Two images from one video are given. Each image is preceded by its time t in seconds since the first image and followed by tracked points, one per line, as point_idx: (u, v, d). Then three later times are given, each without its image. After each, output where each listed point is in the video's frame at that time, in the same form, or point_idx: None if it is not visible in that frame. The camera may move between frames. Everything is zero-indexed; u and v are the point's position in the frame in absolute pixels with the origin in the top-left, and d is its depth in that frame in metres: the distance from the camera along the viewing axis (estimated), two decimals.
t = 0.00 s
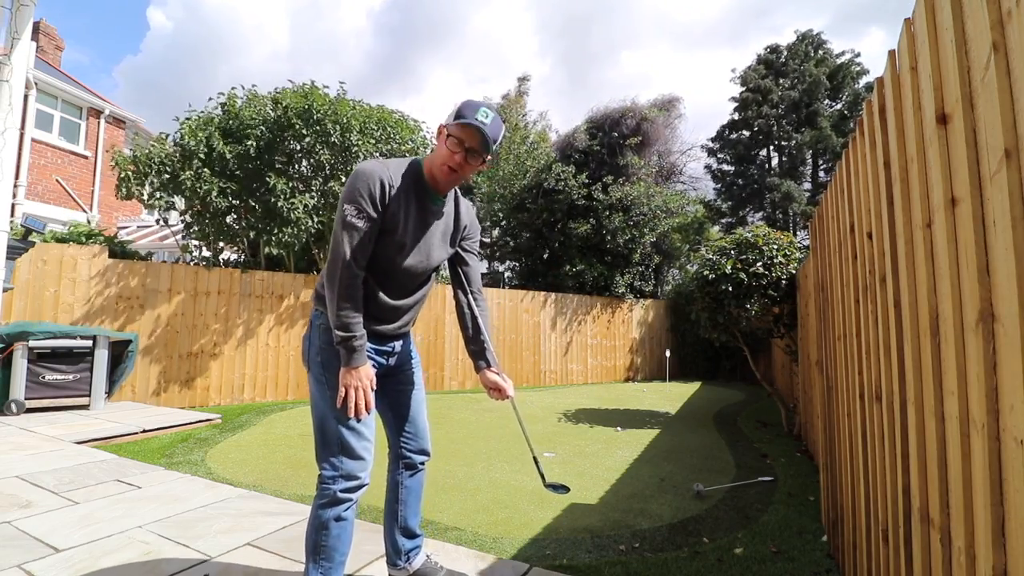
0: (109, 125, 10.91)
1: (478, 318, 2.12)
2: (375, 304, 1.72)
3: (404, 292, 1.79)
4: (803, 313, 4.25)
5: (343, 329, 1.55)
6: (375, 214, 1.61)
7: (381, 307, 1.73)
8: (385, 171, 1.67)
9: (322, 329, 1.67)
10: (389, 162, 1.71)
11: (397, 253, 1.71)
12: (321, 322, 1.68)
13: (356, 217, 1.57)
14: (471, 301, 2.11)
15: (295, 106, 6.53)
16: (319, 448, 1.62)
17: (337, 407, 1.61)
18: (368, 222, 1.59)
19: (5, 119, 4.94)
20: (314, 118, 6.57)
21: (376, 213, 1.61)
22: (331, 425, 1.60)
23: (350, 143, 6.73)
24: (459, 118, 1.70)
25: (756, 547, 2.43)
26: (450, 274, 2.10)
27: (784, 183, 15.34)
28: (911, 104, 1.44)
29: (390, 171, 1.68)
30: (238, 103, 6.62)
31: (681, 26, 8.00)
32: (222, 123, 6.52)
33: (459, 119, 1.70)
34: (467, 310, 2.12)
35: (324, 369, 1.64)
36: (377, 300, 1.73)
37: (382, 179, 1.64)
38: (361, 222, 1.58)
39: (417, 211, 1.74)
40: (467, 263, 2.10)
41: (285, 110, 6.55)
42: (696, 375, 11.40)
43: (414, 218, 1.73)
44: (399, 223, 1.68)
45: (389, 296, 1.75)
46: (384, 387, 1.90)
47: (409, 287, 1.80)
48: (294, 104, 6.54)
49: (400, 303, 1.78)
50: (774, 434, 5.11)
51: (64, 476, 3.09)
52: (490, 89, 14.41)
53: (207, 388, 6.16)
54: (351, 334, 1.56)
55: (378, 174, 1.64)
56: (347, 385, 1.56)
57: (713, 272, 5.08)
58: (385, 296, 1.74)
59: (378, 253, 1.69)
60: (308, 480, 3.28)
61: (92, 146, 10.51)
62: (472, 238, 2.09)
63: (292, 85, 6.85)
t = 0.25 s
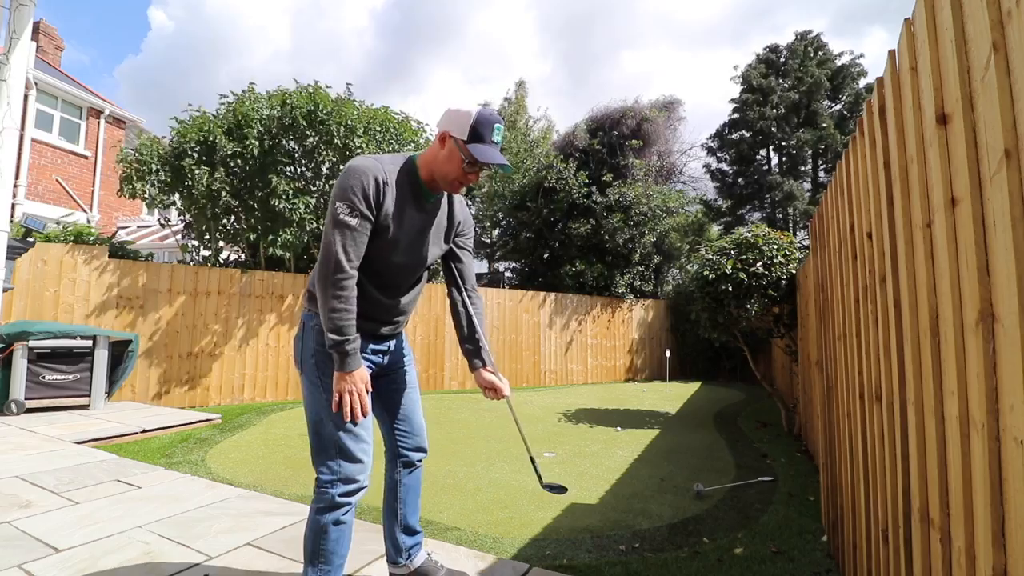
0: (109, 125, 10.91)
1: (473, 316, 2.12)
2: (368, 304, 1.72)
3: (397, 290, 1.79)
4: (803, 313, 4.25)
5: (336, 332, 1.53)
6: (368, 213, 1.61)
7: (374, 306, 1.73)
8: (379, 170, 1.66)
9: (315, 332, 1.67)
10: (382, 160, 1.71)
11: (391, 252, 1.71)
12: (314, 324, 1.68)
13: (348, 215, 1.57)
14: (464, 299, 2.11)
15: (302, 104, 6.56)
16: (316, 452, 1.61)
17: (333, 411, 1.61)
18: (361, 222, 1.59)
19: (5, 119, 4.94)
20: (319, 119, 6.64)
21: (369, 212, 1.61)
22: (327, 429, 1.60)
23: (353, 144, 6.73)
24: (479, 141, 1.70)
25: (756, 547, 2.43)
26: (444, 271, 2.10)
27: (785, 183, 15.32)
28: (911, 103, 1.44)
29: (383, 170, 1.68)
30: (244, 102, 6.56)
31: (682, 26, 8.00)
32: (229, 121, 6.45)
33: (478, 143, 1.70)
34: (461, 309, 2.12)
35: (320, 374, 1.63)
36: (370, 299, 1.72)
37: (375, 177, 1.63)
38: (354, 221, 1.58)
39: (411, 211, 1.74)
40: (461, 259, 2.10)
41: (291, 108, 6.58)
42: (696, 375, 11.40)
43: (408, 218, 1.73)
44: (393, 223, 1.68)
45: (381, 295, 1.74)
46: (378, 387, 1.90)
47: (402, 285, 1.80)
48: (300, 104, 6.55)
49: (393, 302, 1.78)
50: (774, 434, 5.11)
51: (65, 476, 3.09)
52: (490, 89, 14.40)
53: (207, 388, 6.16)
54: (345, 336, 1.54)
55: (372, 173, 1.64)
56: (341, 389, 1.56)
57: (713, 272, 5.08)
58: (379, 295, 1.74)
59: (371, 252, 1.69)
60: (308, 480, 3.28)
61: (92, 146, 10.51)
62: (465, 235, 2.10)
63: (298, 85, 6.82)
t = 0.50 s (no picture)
0: (109, 125, 10.91)
1: (478, 318, 2.12)
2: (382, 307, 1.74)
3: (406, 293, 1.80)
4: (803, 314, 4.25)
5: (369, 338, 1.53)
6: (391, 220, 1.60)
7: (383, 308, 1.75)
8: (398, 177, 1.65)
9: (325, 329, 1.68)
10: (397, 166, 1.69)
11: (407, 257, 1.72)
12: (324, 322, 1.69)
13: (374, 223, 1.56)
14: (470, 301, 2.11)
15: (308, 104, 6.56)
16: (322, 448, 1.62)
17: (342, 408, 1.61)
18: (386, 230, 1.58)
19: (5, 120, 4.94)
20: (325, 120, 6.62)
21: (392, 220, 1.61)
22: (334, 425, 1.61)
23: (354, 144, 6.77)
24: (492, 152, 1.71)
25: (756, 547, 2.43)
26: (450, 273, 2.10)
27: (785, 183, 15.33)
28: (911, 103, 1.44)
29: (402, 177, 1.67)
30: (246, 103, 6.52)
31: (683, 27, 8.00)
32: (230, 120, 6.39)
33: (492, 154, 1.71)
34: (467, 310, 2.12)
35: (329, 370, 1.64)
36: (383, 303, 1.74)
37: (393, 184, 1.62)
38: (380, 229, 1.57)
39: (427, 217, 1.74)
40: (468, 262, 2.11)
41: (295, 109, 6.57)
42: (695, 375, 11.40)
43: (424, 224, 1.74)
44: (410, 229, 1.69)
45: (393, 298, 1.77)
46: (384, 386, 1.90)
47: (412, 288, 1.81)
48: (306, 106, 6.55)
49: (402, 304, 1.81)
50: (774, 434, 5.11)
51: (64, 476, 3.09)
52: (490, 89, 14.40)
53: (207, 388, 6.16)
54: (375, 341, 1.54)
55: (392, 181, 1.62)
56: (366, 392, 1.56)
57: (713, 272, 5.08)
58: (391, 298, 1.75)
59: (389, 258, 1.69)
60: (308, 480, 3.28)
61: (92, 146, 10.52)
62: (473, 238, 2.09)
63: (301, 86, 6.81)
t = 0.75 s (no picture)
0: (109, 125, 10.91)
1: (486, 320, 2.11)
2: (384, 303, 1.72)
3: (414, 291, 1.79)
4: (803, 314, 4.26)
5: (348, 326, 1.50)
6: (389, 216, 1.60)
7: (386, 304, 1.73)
8: (401, 176, 1.67)
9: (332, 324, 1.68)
10: (404, 166, 1.71)
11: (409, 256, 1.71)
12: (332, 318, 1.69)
13: (370, 217, 1.57)
14: (479, 302, 2.10)
15: (301, 103, 6.51)
16: (327, 441, 1.62)
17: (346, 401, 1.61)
18: (382, 224, 1.58)
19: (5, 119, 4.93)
20: (321, 119, 6.61)
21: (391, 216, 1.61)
22: (338, 418, 1.61)
23: (355, 144, 6.79)
24: (501, 156, 1.71)
25: (756, 547, 2.43)
26: (459, 274, 2.10)
27: (785, 183, 15.33)
28: (911, 103, 1.44)
29: (407, 177, 1.68)
30: (240, 102, 6.50)
31: (685, 27, 7.98)
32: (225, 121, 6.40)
33: (501, 158, 1.71)
34: (475, 311, 2.12)
35: (333, 363, 1.63)
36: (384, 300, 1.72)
37: (397, 182, 1.63)
38: (376, 223, 1.57)
39: (432, 217, 1.74)
40: (476, 264, 2.11)
41: (291, 109, 6.53)
42: (695, 375, 11.41)
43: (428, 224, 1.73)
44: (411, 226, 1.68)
45: (395, 295, 1.74)
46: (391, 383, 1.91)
47: (419, 287, 1.80)
48: (303, 104, 6.52)
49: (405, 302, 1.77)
50: (774, 434, 5.11)
51: (64, 476, 3.09)
52: (490, 89, 14.40)
53: (207, 388, 6.16)
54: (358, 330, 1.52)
55: (395, 178, 1.64)
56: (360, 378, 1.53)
57: (713, 272, 5.08)
58: (393, 296, 1.73)
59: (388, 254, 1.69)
60: (308, 480, 3.28)
61: (92, 146, 10.52)
62: (481, 241, 2.10)
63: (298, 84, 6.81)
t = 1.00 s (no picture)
0: (109, 125, 10.91)
1: (482, 319, 2.11)
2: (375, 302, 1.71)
3: (407, 292, 1.78)
4: (803, 314, 4.25)
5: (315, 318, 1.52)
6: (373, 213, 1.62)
7: (380, 306, 1.72)
8: (390, 175, 1.68)
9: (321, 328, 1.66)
10: (395, 163, 1.73)
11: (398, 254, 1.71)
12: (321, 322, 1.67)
13: (352, 214, 1.59)
14: (474, 301, 2.10)
15: (291, 104, 6.46)
16: (320, 447, 1.62)
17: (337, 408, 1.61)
18: (363, 221, 1.60)
19: (5, 120, 4.94)
20: (313, 119, 6.55)
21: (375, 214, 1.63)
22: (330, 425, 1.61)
23: (351, 144, 6.78)
24: (497, 151, 1.71)
25: (756, 547, 2.43)
26: (454, 273, 2.10)
27: (785, 183, 15.33)
28: (912, 103, 1.44)
29: (395, 175, 1.69)
30: (237, 101, 6.48)
31: (687, 26, 7.97)
32: (223, 121, 6.45)
33: (496, 153, 1.71)
34: (470, 310, 2.11)
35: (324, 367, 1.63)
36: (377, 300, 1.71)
37: (385, 181, 1.65)
38: (357, 219, 1.59)
39: (422, 215, 1.74)
40: (471, 263, 2.10)
41: (280, 108, 6.49)
42: (695, 375, 11.42)
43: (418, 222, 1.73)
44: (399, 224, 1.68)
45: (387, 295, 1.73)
46: (387, 386, 1.90)
47: (413, 286, 1.79)
48: (293, 104, 6.47)
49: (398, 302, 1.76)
50: (774, 434, 5.11)
51: (64, 476, 3.09)
52: (490, 89, 14.41)
53: (207, 388, 6.16)
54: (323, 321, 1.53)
55: (382, 177, 1.65)
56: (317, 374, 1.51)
57: (713, 271, 5.07)
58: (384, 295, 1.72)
59: (376, 252, 1.70)
60: (308, 480, 3.28)
61: (92, 146, 10.51)
62: (475, 238, 2.10)
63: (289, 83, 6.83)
